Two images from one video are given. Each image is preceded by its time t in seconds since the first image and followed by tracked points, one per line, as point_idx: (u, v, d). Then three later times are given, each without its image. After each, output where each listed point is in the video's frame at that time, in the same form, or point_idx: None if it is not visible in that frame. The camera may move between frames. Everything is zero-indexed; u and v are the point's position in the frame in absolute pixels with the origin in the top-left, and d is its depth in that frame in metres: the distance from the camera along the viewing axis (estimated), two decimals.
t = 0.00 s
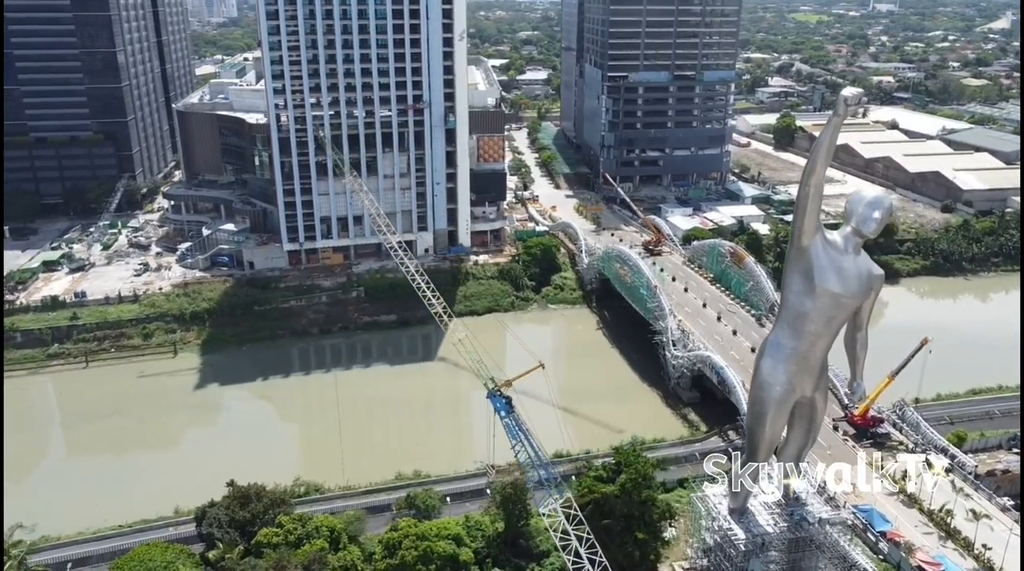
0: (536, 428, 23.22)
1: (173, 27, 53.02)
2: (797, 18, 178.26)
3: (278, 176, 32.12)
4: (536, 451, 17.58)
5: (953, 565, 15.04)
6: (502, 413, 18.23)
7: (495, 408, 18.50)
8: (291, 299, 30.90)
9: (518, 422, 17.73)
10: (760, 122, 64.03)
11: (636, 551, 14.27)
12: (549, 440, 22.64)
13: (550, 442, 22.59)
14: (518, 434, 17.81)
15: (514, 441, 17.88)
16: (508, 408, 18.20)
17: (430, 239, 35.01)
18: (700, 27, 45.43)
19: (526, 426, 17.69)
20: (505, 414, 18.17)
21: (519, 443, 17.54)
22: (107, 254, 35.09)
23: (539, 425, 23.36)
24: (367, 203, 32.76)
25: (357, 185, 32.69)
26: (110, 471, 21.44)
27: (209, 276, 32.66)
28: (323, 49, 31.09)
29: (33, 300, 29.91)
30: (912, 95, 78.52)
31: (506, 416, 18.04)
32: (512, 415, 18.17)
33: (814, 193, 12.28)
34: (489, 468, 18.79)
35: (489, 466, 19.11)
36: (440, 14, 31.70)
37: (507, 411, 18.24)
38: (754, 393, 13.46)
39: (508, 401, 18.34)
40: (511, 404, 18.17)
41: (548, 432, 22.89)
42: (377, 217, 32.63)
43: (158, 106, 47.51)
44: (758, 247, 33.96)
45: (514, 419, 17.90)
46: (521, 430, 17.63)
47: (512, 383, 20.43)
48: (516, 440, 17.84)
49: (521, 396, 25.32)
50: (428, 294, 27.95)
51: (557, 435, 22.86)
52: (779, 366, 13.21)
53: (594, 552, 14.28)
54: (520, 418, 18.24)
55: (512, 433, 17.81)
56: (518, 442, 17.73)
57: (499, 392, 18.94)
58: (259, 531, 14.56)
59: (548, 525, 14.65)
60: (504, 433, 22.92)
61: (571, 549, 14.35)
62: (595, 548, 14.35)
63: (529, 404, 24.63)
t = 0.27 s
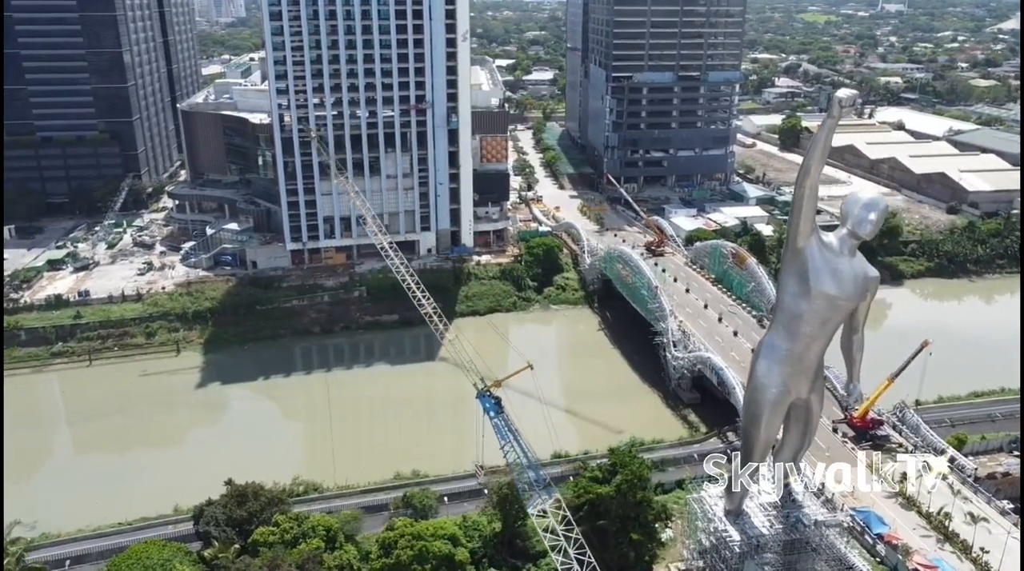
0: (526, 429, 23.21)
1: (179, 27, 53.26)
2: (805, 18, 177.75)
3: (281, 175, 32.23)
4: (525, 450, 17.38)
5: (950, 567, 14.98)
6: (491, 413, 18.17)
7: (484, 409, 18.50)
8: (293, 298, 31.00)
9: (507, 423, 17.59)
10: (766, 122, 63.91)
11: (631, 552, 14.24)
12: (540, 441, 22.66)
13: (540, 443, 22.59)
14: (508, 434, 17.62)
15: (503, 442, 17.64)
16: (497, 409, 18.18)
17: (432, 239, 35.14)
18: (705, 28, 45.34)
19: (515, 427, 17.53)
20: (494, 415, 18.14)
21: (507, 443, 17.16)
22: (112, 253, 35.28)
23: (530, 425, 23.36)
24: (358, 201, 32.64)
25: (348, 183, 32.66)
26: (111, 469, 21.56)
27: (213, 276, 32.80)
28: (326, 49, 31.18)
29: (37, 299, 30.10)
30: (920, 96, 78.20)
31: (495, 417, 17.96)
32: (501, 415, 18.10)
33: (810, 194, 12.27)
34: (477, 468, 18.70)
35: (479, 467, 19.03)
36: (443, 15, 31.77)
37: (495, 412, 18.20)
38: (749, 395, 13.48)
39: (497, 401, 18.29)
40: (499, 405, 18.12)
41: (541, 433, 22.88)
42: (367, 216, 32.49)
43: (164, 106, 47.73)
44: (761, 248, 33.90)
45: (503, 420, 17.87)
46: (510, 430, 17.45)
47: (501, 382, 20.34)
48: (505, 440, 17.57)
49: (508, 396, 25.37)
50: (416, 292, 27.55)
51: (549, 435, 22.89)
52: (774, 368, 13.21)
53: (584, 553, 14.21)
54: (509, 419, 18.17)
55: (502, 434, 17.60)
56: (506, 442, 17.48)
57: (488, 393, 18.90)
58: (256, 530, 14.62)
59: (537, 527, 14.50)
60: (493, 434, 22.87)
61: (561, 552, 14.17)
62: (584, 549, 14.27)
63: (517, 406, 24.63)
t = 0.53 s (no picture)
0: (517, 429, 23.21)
1: (185, 26, 53.46)
2: (812, 18, 177.28)
3: (283, 175, 32.32)
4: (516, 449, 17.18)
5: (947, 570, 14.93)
6: (482, 413, 17.73)
7: (475, 408, 18.03)
8: (295, 298, 31.08)
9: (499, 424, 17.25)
10: (770, 123, 63.80)
11: (626, 552, 14.19)
12: (532, 441, 22.64)
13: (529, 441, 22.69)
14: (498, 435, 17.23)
15: (494, 442, 17.28)
16: (488, 409, 17.75)
17: (434, 239, 35.19)
18: (709, 28, 45.26)
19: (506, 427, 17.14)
20: (484, 415, 17.63)
21: (498, 443, 17.05)
22: (116, 252, 35.44)
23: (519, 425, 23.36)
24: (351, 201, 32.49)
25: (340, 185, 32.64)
26: (113, 467, 21.68)
27: (216, 275, 32.92)
28: (329, 49, 31.25)
29: (41, 298, 30.25)
30: (926, 96, 77.94)
31: (485, 417, 17.63)
32: (492, 415, 17.71)
33: (806, 194, 12.24)
34: (468, 469, 18.72)
35: (470, 467, 19.03)
36: (446, 15, 31.80)
37: (486, 412, 17.75)
38: (746, 396, 13.45)
39: (489, 401, 17.85)
40: (491, 405, 17.70)
41: (534, 434, 22.85)
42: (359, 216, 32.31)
43: (169, 106, 47.92)
44: (763, 249, 33.85)
45: (495, 420, 17.49)
46: (501, 430, 17.09)
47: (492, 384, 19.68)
48: (497, 440, 17.17)
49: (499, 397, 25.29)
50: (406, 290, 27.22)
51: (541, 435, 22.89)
52: (770, 370, 13.19)
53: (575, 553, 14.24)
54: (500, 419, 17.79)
55: (493, 435, 17.20)
56: (497, 442, 17.13)
57: (479, 393, 18.51)
58: (253, 529, 14.67)
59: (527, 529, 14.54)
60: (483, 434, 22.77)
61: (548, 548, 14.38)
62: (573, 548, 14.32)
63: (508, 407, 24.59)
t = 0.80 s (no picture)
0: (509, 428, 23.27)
1: (191, 26, 53.65)
2: (821, 18, 176.65)
3: (286, 175, 32.39)
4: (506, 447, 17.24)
5: None
6: (472, 413, 17.80)
7: (465, 408, 18.13)
8: (298, 297, 31.15)
9: (488, 423, 17.27)
10: (776, 123, 63.65)
11: (621, 553, 14.10)
12: (522, 440, 22.72)
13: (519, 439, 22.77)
14: (488, 434, 17.34)
15: (484, 441, 17.41)
16: (478, 409, 17.81)
17: (437, 239, 35.23)
18: (714, 28, 45.15)
19: (495, 427, 17.21)
20: (473, 414, 17.74)
21: (488, 443, 17.07)
22: (120, 251, 35.61)
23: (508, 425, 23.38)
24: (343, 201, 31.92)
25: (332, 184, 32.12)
26: (115, 464, 21.81)
27: (219, 274, 33.05)
28: (332, 49, 31.31)
29: (45, 296, 30.40)
30: (934, 97, 77.61)
31: (475, 416, 17.68)
32: (481, 415, 17.73)
33: (801, 195, 12.22)
34: (458, 469, 18.87)
35: (459, 467, 19.14)
36: (449, 15, 31.82)
37: (476, 411, 17.81)
38: (741, 397, 13.44)
39: (478, 400, 17.96)
40: (480, 404, 17.77)
41: (525, 434, 22.87)
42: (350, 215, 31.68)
43: (174, 105, 48.10)
44: (767, 250, 33.75)
45: (484, 420, 17.54)
46: (491, 430, 17.18)
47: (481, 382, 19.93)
48: (486, 439, 17.32)
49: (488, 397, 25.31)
50: (395, 288, 26.67)
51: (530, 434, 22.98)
52: (766, 371, 13.17)
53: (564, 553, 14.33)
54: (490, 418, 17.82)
55: (482, 434, 17.36)
56: (486, 441, 17.24)
57: (469, 392, 18.51)
58: (249, 527, 14.72)
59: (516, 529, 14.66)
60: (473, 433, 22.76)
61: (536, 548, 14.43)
62: (562, 548, 14.45)
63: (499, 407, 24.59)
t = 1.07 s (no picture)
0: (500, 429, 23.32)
1: (198, 26, 53.87)
2: (829, 19, 176.12)
3: (290, 175, 32.50)
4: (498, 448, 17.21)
5: None
6: (463, 413, 17.96)
7: (456, 408, 18.27)
8: (301, 296, 31.25)
9: (479, 423, 17.43)
10: (782, 124, 63.54)
11: (617, 553, 14.10)
12: (513, 440, 22.74)
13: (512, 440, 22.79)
14: (479, 434, 17.49)
15: (475, 441, 17.51)
16: (469, 409, 17.96)
17: (440, 239, 35.29)
18: (719, 29, 45.09)
19: (487, 427, 17.33)
20: (465, 415, 17.91)
21: (479, 443, 17.09)
22: (125, 250, 35.80)
23: (500, 427, 23.37)
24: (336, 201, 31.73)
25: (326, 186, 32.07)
26: (118, 462, 21.92)
27: (223, 274, 33.18)
28: (336, 50, 31.40)
29: (50, 294, 30.59)
30: (942, 98, 77.28)
31: (467, 417, 17.82)
32: (473, 415, 17.89)
33: (797, 197, 12.22)
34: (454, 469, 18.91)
35: (452, 467, 19.17)
36: (452, 15, 31.89)
37: (467, 411, 17.98)
38: (737, 398, 13.43)
39: (470, 400, 18.03)
40: (471, 404, 17.90)
41: (517, 435, 22.84)
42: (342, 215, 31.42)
43: (180, 105, 48.30)
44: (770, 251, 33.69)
45: (475, 420, 17.73)
46: (481, 429, 17.30)
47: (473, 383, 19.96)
48: (477, 439, 17.45)
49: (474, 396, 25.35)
50: (386, 286, 26.30)
51: (516, 434, 23.03)
52: (762, 372, 13.16)
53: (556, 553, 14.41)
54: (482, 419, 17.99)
55: (474, 434, 17.52)
56: (477, 442, 17.37)
57: (461, 393, 18.66)
58: (246, 526, 14.75)
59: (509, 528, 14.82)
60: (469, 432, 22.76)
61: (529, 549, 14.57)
62: (554, 549, 14.53)
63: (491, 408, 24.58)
